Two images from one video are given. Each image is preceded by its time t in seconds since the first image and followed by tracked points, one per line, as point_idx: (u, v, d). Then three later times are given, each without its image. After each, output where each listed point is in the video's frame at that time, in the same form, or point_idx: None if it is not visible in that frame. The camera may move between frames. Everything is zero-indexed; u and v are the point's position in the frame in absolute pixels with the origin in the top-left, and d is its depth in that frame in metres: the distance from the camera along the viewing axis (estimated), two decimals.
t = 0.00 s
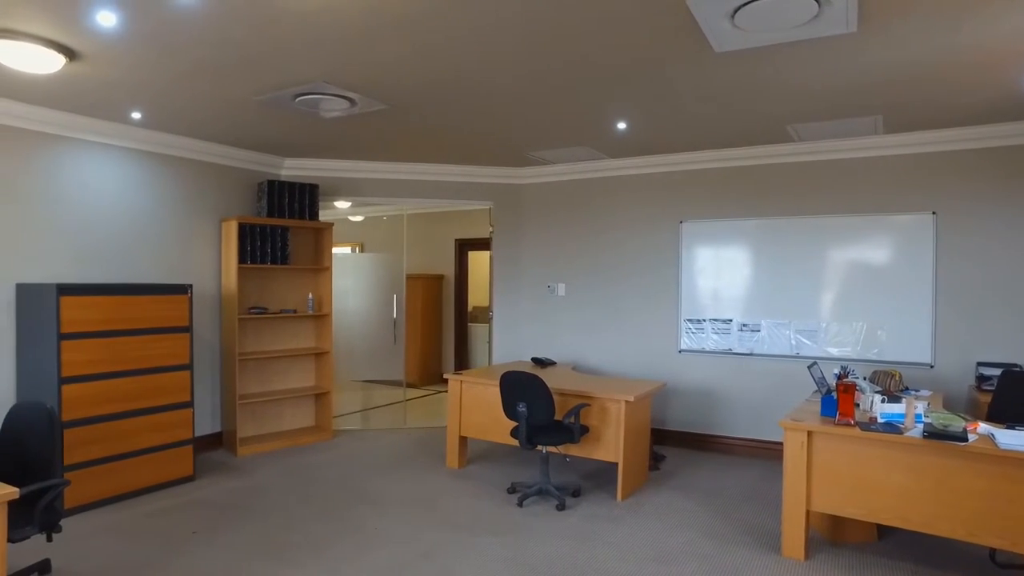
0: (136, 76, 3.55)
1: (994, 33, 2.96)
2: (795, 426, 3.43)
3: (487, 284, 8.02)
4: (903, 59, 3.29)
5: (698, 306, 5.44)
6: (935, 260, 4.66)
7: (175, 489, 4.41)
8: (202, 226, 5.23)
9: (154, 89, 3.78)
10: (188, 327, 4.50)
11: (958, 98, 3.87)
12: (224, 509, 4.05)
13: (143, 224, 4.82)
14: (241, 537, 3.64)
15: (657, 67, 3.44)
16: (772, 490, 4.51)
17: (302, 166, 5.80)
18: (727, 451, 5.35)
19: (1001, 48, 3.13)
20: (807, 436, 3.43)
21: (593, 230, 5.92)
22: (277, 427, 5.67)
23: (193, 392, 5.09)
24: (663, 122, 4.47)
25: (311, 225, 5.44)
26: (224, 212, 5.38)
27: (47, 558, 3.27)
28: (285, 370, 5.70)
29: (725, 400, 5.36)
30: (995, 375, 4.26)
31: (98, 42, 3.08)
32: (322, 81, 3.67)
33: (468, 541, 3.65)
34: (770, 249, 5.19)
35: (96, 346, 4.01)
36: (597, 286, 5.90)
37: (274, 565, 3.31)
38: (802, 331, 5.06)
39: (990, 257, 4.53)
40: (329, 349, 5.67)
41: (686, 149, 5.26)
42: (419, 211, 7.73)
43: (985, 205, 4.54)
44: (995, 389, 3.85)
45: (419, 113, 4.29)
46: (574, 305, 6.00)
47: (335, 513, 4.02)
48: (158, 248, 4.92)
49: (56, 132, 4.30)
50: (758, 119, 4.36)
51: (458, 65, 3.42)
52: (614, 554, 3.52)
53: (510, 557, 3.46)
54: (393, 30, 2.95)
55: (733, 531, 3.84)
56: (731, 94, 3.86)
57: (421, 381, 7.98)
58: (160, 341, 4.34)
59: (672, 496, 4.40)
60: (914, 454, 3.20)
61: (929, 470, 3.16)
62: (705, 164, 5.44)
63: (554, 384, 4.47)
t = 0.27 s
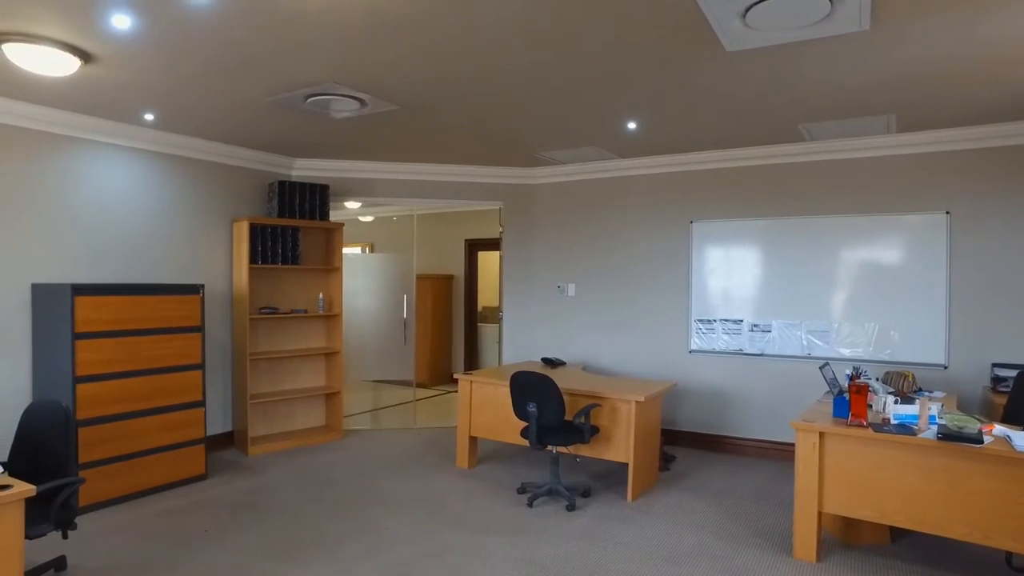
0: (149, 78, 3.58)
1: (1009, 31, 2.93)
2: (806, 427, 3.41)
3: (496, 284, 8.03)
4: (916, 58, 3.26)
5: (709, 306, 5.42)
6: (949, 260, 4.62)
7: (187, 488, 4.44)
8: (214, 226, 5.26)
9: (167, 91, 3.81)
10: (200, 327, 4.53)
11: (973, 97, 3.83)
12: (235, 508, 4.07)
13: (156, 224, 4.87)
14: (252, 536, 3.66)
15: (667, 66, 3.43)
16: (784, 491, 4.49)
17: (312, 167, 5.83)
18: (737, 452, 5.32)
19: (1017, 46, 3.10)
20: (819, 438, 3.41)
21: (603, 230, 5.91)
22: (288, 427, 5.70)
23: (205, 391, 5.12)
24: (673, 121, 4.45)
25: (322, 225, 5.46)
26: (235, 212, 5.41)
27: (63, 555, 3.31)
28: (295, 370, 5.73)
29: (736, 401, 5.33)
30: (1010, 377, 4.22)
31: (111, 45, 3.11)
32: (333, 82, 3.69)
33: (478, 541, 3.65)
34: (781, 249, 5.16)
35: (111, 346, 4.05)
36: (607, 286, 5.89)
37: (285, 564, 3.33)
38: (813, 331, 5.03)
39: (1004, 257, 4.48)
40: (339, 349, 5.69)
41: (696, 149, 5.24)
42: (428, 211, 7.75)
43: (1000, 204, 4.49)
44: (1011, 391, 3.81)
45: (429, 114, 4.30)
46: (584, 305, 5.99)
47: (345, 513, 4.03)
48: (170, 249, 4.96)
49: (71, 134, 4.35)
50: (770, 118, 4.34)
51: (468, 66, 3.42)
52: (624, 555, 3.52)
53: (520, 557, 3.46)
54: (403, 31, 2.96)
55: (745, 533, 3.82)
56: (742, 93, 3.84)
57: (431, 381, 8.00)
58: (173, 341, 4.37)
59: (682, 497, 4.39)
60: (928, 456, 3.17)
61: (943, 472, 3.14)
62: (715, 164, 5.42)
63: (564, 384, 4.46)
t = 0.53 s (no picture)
0: (160, 79, 3.60)
1: None
2: (817, 427, 3.39)
3: (505, 284, 8.03)
4: (929, 56, 3.23)
5: (718, 306, 5.41)
6: (961, 260, 4.58)
7: (198, 487, 4.47)
8: (225, 227, 5.29)
9: (178, 92, 3.83)
10: (211, 327, 4.55)
11: (986, 94, 3.79)
12: (246, 507, 4.10)
13: (167, 225, 4.90)
14: (262, 535, 3.68)
15: (677, 66, 3.43)
16: (794, 493, 4.46)
17: (322, 167, 5.85)
18: (747, 453, 5.30)
19: None
20: (829, 438, 3.39)
21: (613, 230, 5.90)
22: (298, 426, 5.73)
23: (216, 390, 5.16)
24: (683, 121, 4.44)
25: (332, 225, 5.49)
26: (246, 213, 5.45)
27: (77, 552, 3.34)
28: (305, 370, 5.75)
29: (746, 401, 5.31)
30: None
31: (124, 48, 3.14)
32: (342, 83, 3.70)
33: (488, 541, 3.66)
34: (791, 249, 5.14)
35: (124, 345, 4.08)
36: (616, 286, 5.88)
37: (295, 563, 3.34)
38: (823, 332, 5.00)
39: (1018, 257, 4.43)
40: (349, 349, 5.71)
41: (705, 149, 5.23)
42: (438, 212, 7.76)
43: (1013, 204, 4.44)
44: None
45: (438, 114, 4.31)
46: (593, 305, 5.99)
47: (355, 512, 4.04)
48: (182, 249, 5.00)
49: (84, 135, 4.39)
50: (780, 118, 4.32)
51: (477, 66, 3.43)
52: (634, 556, 3.51)
53: (529, 558, 3.46)
54: (413, 31, 2.96)
55: (755, 534, 3.81)
56: (752, 93, 3.83)
57: (440, 381, 8.02)
58: (185, 341, 4.40)
59: (692, 498, 4.37)
60: (941, 457, 3.15)
61: (956, 474, 3.11)
62: (725, 164, 5.40)
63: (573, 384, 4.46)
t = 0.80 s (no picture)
0: (172, 81, 3.62)
1: None
2: (829, 429, 3.37)
3: (515, 284, 8.03)
4: (942, 54, 3.20)
5: (728, 307, 5.38)
6: (975, 261, 4.54)
7: (210, 486, 4.50)
8: (235, 227, 5.32)
9: (189, 93, 3.86)
10: (222, 327, 4.58)
11: (1001, 92, 3.75)
12: (257, 507, 4.12)
13: (179, 225, 4.94)
14: (273, 534, 3.70)
15: (686, 66, 3.41)
16: (805, 494, 4.44)
17: (332, 168, 5.88)
18: (758, 454, 5.27)
19: None
20: (841, 440, 3.37)
21: (622, 231, 5.89)
22: (308, 426, 5.75)
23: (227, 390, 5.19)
24: (693, 121, 4.43)
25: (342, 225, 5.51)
26: (256, 214, 5.48)
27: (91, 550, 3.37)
28: (315, 370, 5.78)
29: (757, 402, 5.28)
30: None
31: (138, 50, 3.17)
32: (352, 84, 3.71)
33: (497, 541, 3.66)
34: (802, 249, 5.11)
35: (138, 345, 4.12)
36: (626, 287, 5.87)
37: (305, 562, 3.36)
38: (835, 332, 4.97)
39: None
40: (358, 349, 5.73)
41: (715, 148, 5.21)
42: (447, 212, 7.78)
43: None
44: None
45: (447, 114, 4.31)
46: (603, 306, 5.98)
47: (365, 512, 4.06)
48: (193, 250, 5.03)
49: (97, 137, 4.42)
50: (791, 117, 4.29)
51: (487, 66, 3.42)
52: (644, 557, 3.50)
53: (539, 558, 3.46)
54: (422, 32, 2.97)
55: (766, 536, 3.79)
56: (762, 92, 3.81)
57: (450, 381, 8.03)
58: (196, 341, 4.43)
59: (702, 499, 4.35)
60: (955, 459, 3.11)
61: (971, 476, 3.08)
62: (735, 164, 5.37)
63: (582, 385, 4.45)
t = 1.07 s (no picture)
0: (185, 82, 3.65)
1: None
2: (840, 430, 3.35)
3: (525, 284, 8.02)
4: (957, 51, 3.17)
5: (739, 307, 5.36)
6: (989, 261, 4.49)
7: (221, 485, 4.52)
8: (246, 228, 5.35)
9: (201, 95, 3.88)
10: (233, 327, 4.60)
11: (1016, 91, 3.71)
12: (267, 506, 4.14)
13: (191, 226, 4.97)
14: (283, 533, 3.71)
15: (697, 65, 3.40)
16: (817, 496, 4.41)
17: (342, 169, 5.89)
18: (768, 455, 5.24)
19: None
20: (853, 441, 3.35)
21: (632, 231, 5.87)
22: (318, 426, 5.77)
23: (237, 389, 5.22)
24: (703, 121, 4.41)
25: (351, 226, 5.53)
26: (267, 215, 5.50)
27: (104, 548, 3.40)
28: (325, 370, 5.80)
29: (767, 403, 5.25)
30: None
31: (151, 52, 3.19)
32: (363, 84, 3.72)
33: (507, 542, 3.66)
34: (813, 249, 5.08)
35: (150, 344, 4.16)
36: (635, 287, 5.85)
37: (316, 561, 3.37)
38: (846, 333, 4.94)
39: None
40: (368, 349, 5.75)
41: (726, 148, 5.19)
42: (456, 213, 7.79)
43: None
44: None
45: (457, 115, 4.31)
46: (612, 306, 5.96)
47: (375, 512, 4.06)
48: (204, 250, 5.06)
49: (110, 139, 4.46)
50: (803, 116, 4.27)
51: (497, 66, 3.42)
52: (654, 558, 3.48)
53: (549, 559, 3.45)
54: (433, 32, 2.97)
55: (777, 538, 3.77)
56: (773, 91, 3.79)
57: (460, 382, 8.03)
58: (207, 341, 4.46)
59: (713, 501, 4.33)
60: (970, 462, 3.08)
61: (986, 478, 3.05)
62: (745, 164, 5.35)
63: (592, 385, 4.44)
